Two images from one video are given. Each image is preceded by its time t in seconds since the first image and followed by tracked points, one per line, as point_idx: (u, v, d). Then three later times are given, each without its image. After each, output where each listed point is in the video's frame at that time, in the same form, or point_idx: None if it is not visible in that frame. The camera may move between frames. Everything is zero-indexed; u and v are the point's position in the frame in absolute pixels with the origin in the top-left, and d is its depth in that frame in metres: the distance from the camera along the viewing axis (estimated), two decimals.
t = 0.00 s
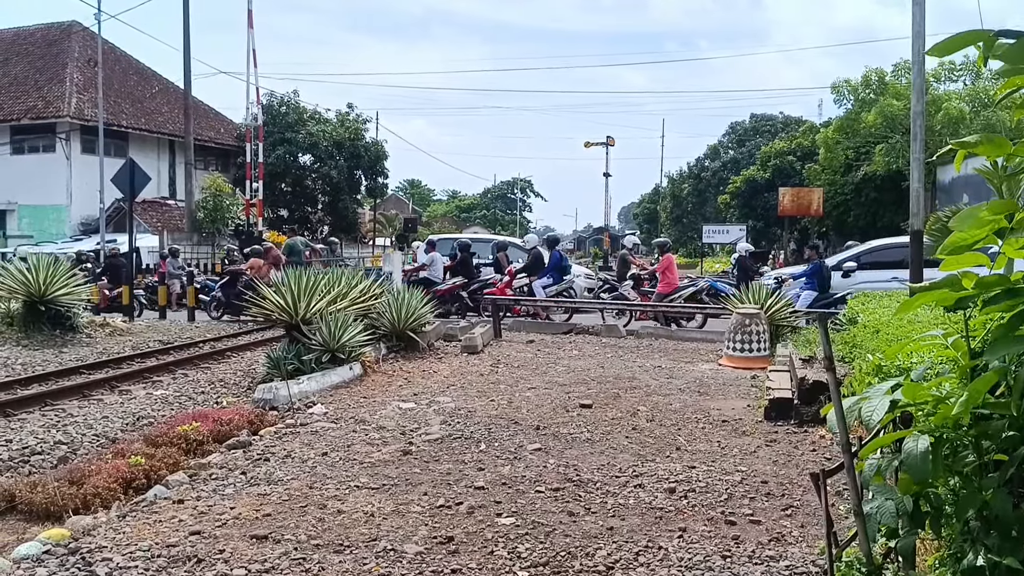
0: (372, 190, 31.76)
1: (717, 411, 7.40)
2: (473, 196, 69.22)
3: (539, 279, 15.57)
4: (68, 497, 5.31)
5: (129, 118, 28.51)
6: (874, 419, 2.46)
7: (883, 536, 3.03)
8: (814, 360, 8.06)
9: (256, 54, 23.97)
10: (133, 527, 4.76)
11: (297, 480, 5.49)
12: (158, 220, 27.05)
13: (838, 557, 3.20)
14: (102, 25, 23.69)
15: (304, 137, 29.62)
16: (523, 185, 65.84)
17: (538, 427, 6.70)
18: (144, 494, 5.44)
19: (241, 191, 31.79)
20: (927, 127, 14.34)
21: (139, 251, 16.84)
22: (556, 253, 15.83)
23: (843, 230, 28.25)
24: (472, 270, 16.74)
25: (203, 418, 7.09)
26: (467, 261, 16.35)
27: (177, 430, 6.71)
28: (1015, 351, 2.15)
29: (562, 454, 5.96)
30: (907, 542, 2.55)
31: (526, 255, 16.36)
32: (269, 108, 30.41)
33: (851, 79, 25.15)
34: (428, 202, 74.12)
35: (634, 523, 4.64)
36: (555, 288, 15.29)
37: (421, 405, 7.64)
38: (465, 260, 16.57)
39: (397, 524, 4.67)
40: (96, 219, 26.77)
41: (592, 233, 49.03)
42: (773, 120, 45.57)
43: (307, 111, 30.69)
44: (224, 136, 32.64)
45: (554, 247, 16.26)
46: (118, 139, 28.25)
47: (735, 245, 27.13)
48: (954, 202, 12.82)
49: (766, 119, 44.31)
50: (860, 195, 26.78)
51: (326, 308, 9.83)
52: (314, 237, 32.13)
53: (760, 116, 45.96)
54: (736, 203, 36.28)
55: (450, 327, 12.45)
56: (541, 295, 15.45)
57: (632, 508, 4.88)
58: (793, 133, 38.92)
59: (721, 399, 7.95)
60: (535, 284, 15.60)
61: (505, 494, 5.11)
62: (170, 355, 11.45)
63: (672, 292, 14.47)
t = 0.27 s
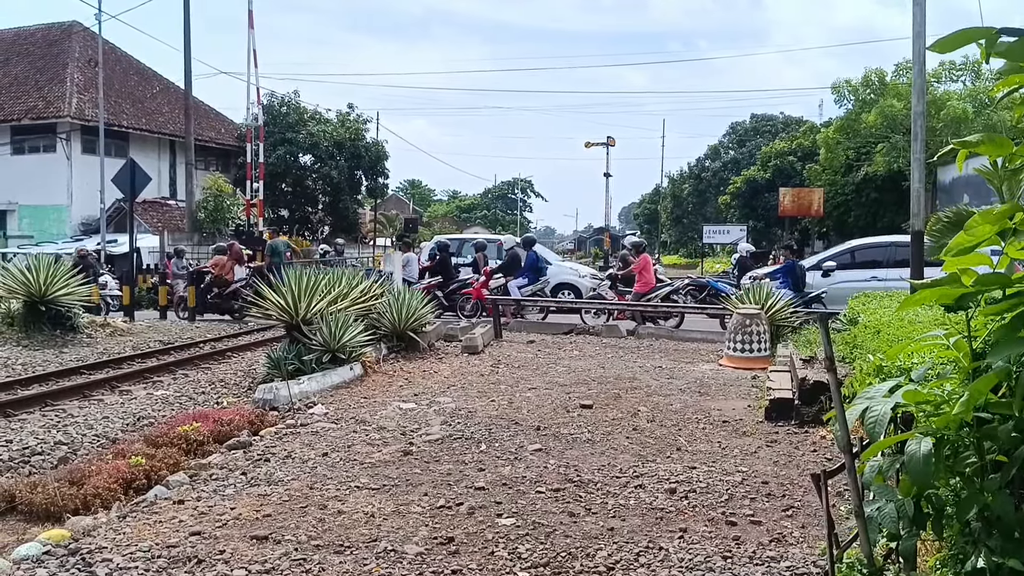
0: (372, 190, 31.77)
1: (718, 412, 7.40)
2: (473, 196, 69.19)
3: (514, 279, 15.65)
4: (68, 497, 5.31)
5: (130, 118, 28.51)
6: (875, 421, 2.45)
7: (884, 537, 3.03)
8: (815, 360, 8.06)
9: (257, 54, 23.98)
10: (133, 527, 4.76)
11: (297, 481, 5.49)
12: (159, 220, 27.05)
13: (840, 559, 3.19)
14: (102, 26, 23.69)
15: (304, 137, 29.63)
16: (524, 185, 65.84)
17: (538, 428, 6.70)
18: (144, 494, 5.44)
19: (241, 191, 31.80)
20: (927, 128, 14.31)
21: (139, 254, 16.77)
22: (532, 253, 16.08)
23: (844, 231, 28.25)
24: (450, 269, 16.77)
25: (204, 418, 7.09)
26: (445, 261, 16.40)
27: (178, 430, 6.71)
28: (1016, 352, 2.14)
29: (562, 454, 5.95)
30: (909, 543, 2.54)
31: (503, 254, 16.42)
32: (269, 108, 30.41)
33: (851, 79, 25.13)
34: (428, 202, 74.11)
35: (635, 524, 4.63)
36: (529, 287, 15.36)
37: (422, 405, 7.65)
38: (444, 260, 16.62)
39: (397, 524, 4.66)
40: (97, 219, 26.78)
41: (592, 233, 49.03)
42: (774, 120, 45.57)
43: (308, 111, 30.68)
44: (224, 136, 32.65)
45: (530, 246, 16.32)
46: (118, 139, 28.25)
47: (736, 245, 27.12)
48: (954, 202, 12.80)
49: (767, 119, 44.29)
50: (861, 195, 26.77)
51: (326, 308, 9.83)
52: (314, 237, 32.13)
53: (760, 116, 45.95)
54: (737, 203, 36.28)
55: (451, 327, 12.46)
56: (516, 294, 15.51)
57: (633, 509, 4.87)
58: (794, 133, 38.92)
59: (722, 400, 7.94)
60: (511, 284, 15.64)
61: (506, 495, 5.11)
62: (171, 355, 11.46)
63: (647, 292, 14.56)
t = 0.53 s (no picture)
0: (372, 191, 31.77)
1: (718, 412, 7.40)
2: (473, 196, 69.20)
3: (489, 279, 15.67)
4: (68, 498, 5.31)
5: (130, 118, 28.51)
6: (875, 421, 2.45)
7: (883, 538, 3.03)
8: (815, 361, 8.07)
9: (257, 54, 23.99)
10: (133, 527, 4.77)
11: (297, 481, 5.49)
12: (159, 220, 27.06)
13: (840, 560, 3.19)
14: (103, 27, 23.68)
15: (304, 137, 29.64)
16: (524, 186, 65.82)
17: (538, 428, 6.70)
18: (144, 495, 5.44)
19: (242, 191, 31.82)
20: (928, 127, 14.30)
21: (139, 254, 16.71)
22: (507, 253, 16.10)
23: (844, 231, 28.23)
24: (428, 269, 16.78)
25: (204, 419, 7.09)
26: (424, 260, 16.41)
27: (178, 430, 6.72)
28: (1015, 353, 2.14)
29: (562, 455, 5.95)
30: (909, 544, 2.54)
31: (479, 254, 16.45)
32: (269, 109, 30.40)
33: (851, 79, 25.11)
34: (428, 202, 74.10)
35: (635, 525, 4.63)
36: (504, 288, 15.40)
37: (422, 405, 7.65)
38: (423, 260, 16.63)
39: (397, 525, 4.66)
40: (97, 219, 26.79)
41: (592, 233, 49.01)
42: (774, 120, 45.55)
43: (308, 111, 30.68)
44: (224, 136, 32.66)
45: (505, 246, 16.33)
46: (119, 139, 28.25)
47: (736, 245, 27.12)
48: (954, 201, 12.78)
49: (767, 119, 44.27)
50: (861, 195, 26.76)
51: (326, 308, 9.83)
52: (315, 237, 32.14)
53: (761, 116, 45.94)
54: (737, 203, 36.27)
55: (451, 328, 12.46)
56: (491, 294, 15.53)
57: (633, 509, 4.87)
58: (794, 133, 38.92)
59: (722, 400, 7.94)
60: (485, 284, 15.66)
61: (506, 496, 5.10)
62: (171, 356, 11.46)
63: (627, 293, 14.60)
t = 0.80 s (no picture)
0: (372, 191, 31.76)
1: (718, 412, 7.39)
2: (474, 197, 69.21)
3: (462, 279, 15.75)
4: (67, 498, 5.31)
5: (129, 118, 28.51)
6: (876, 420, 2.44)
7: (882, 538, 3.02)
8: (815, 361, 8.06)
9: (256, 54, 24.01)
10: (132, 528, 4.76)
11: (297, 481, 5.48)
12: (159, 220, 27.07)
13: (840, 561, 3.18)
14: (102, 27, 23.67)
15: (304, 137, 29.64)
16: (525, 186, 65.80)
17: (538, 429, 6.69)
18: (143, 495, 5.44)
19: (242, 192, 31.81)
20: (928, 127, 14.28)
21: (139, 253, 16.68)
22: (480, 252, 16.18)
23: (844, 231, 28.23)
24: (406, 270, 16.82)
25: (204, 419, 7.09)
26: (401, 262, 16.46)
27: (177, 430, 6.71)
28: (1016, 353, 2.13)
29: (563, 455, 5.94)
30: (910, 544, 2.52)
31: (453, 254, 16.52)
32: (269, 108, 30.39)
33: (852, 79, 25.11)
34: (428, 202, 74.08)
35: (635, 525, 4.62)
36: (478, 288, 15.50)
37: (421, 406, 7.64)
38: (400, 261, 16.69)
39: (396, 525, 4.65)
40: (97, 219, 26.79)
41: (593, 233, 48.98)
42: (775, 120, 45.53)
43: (308, 111, 30.67)
44: (224, 137, 32.67)
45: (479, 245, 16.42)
46: (118, 139, 28.24)
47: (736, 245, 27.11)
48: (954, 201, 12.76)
49: (767, 119, 44.26)
50: (861, 195, 26.75)
51: (326, 308, 9.83)
52: (315, 237, 32.13)
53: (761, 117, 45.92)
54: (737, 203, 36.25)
55: (451, 328, 12.45)
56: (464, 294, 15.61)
57: (633, 509, 4.86)
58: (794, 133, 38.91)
59: (722, 400, 7.94)
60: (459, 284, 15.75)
61: (506, 496, 5.09)
62: (170, 356, 11.46)
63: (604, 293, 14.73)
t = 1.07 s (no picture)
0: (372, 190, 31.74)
1: (718, 412, 7.39)
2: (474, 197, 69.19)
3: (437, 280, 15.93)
4: (67, 498, 5.31)
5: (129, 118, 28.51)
6: (875, 420, 2.44)
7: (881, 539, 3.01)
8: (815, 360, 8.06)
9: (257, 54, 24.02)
10: (132, 527, 4.76)
11: (296, 481, 5.48)
12: (159, 220, 27.07)
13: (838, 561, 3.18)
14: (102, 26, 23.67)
15: (304, 137, 29.64)
16: (525, 186, 65.81)
17: (538, 429, 6.69)
18: (143, 494, 5.44)
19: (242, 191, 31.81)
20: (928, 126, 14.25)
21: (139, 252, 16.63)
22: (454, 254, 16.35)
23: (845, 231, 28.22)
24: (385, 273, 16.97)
25: (204, 419, 7.09)
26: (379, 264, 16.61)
27: (177, 430, 6.72)
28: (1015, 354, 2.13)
29: (562, 455, 5.94)
30: (909, 544, 2.51)
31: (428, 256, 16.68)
32: (269, 108, 30.39)
33: (852, 79, 25.10)
34: (428, 202, 74.05)
35: (635, 525, 4.63)
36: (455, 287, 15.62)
37: (421, 406, 7.64)
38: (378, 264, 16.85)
39: (396, 525, 4.65)
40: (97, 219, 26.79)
41: (593, 233, 48.96)
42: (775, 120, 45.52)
43: (308, 111, 30.67)
44: (224, 136, 32.67)
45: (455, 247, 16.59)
46: (118, 139, 28.24)
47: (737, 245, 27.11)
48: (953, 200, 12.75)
49: (767, 119, 44.23)
50: (861, 195, 26.75)
51: (326, 308, 9.83)
52: (315, 237, 32.14)
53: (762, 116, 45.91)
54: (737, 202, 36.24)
55: (451, 327, 12.45)
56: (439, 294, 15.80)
57: (633, 509, 4.86)
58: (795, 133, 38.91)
59: (721, 400, 7.94)
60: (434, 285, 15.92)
61: (506, 496, 5.10)
62: (170, 356, 11.46)
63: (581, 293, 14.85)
